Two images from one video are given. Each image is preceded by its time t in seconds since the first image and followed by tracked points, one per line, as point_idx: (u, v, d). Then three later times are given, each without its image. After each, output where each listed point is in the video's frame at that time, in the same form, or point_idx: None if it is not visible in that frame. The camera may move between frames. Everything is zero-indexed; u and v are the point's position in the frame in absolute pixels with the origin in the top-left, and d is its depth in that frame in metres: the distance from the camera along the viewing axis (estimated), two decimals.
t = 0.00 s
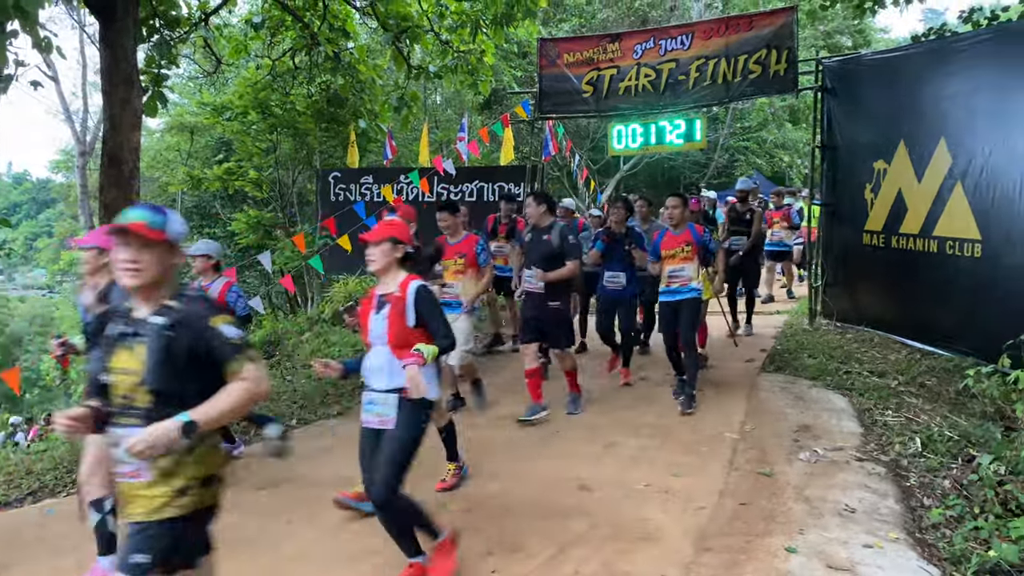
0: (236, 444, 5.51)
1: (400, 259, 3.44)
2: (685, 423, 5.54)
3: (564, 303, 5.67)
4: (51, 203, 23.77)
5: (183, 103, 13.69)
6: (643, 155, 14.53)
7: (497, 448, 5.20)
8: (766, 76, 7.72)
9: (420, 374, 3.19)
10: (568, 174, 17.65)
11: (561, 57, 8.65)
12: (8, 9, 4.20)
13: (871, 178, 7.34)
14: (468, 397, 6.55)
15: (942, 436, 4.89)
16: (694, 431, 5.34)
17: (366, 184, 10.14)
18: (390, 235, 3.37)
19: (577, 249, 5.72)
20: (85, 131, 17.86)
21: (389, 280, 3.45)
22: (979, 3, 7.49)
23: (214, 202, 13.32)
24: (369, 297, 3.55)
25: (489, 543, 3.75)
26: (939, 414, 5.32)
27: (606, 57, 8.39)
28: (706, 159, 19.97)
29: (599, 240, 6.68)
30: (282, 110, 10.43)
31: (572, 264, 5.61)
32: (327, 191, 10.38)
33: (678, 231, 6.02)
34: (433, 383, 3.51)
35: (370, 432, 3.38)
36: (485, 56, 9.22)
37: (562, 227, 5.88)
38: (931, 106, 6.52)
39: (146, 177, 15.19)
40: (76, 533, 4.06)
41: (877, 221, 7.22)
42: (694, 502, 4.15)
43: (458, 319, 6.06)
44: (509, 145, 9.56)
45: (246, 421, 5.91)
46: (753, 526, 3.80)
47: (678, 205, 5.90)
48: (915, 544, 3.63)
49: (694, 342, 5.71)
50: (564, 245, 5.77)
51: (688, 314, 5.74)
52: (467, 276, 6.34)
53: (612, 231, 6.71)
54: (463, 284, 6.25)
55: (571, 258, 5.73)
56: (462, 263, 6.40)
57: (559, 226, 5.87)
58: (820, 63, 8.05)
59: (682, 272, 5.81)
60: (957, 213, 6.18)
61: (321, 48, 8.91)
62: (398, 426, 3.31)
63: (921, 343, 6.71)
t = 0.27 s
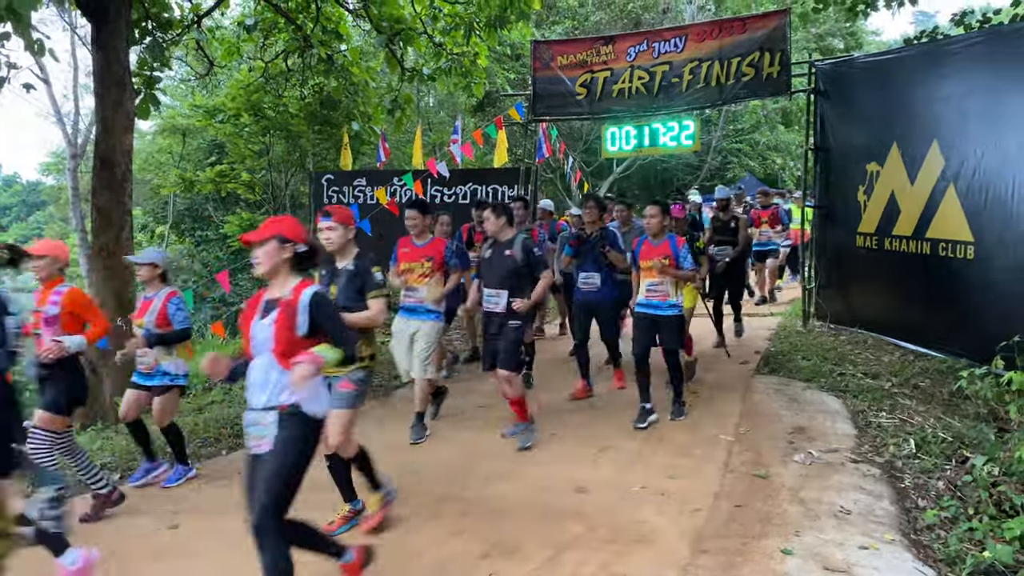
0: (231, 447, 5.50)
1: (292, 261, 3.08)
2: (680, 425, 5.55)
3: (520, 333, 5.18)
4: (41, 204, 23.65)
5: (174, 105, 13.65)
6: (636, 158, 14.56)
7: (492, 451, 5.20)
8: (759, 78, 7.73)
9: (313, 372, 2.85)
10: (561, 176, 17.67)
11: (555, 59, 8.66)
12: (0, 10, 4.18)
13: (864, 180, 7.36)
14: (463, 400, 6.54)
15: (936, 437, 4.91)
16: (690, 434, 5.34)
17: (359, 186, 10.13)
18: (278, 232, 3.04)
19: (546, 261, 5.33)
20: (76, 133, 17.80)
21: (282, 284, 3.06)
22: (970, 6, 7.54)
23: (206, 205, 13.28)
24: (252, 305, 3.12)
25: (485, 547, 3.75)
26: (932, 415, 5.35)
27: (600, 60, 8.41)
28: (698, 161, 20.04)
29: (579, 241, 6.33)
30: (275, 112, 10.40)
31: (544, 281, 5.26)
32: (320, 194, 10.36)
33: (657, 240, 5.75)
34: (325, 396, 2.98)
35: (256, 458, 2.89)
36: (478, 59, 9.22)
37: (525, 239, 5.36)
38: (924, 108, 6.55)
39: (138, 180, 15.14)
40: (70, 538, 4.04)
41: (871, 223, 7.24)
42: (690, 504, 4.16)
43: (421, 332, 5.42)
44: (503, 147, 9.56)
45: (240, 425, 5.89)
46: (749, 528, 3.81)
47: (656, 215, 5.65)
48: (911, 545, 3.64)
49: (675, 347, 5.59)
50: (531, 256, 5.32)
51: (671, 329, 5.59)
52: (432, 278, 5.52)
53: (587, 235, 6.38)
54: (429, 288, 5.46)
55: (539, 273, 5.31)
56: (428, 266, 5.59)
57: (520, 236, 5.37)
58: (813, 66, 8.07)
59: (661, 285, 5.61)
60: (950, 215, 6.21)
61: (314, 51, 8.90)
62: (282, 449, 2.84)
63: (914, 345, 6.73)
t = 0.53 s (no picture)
0: (227, 449, 5.50)
1: (140, 261, 2.82)
2: (677, 426, 5.57)
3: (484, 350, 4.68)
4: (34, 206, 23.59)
5: (169, 107, 13.63)
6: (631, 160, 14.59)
7: (489, 452, 5.21)
8: (753, 80, 7.76)
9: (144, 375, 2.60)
10: (556, 178, 17.69)
11: (550, 61, 8.67)
12: None
13: (858, 182, 7.40)
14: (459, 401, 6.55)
15: (930, 437, 4.93)
16: (686, 434, 5.36)
17: (354, 188, 10.13)
18: (124, 229, 2.78)
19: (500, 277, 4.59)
20: (70, 135, 17.76)
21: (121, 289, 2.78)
22: (963, 9, 7.58)
23: (201, 207, 13.27)
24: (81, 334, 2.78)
25: (483, 548, 3.75)
26: (927, 415, 5.37)
27: (595, 62, 8.42)
28: (692, 163, 20.09)
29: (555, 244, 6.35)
30: (270, 114, 10.40)
31: (492, 296, 4.53)
32: (315, 196, 10.36)
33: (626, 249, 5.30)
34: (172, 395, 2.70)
35: (110, 476, 2.62)
36: (473, 61, 9.23)
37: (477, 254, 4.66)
38: (917, 110, 6.59)
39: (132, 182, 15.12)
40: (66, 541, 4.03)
41: (864, 224, 7.28)
42: (687, 505, 4.18)
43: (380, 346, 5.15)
44: (498, 149, 9.57)
45: (236, 426, 5.89)
46: (745, 529, 3.82)
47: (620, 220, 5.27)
48: (906, 545, 3.66)
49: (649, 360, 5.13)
50: (481, 272, 4.60)
51: (639, 341, 5.11)
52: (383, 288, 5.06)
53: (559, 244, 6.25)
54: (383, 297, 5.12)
55: (489, 288, 4.57)
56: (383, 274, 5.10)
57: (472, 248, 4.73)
58: (807, 68, 8.10)
59: (632, 295, 5.15)
60: (943, 217, 6.25)
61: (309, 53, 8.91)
62: (140, 469, 2.57)
63: (908, 346, 6.76)
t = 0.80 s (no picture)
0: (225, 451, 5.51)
1: None
2: (672, 426, 5.59)
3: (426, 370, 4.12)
4: (28, 208, 23.54)
5: (164, 108, 13.62)
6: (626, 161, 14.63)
7: (486, 453, 5.22)
8: (748, 82, 7.79)
9: None
10: (552, 179, 17.71)
11: (546, 63, 8.68)
12: None
13: (853, 183, 7.43)
14: (455, 402, 6.58)
15: (925, 437, 4.95)
16: (682, 435, 5.38)
17: (350, 189, 10.13)
18: None
19: (437, 282, 4.13)
20: (65, 136, 17.73)
21: None
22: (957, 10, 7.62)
23: (197, 208, 13.26)
24: None
25: (481, 548, 3.77)
26: (921, 415, 5.39)
27: (590, 63, 8.45)
28: (687, 164, 20.14)
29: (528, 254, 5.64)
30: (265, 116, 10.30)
31: (429, 303, 4.06)
32: (311, 197, 10.36)
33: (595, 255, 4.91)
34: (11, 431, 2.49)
35: None
36: (469, 62, 9.24)
37: (414, 260, 4.23)
38: (911, 111, 6.61)
39: (128, 183, 15.10)
40: (63, 542, 4.01)
41: (859, 225, 7.31)
42: (683, 505, 4.19)
43: (317, 366, 4.56)
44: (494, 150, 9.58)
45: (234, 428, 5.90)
46: (742, 528, 3.84)
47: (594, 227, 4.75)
48: (901, 544, 3.69)
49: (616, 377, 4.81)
50: (415, 279, 4.13)
51: (607, 359, 4.79)
52: (330, 306, 4.62)
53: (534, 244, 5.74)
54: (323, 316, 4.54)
55: (425, 295, 4.09)
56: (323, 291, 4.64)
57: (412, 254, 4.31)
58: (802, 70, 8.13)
59: (600, 309, 4.81)
60: (938, 218, 6.28)
61: (304, 54, 8.91)
62: None
63: (903, 346, 6.79)
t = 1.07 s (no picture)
0: (222, 451, 5.49)
1: None
2: (669, 426, 5.59)
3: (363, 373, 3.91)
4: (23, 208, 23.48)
5: (160, 108, 13.60)
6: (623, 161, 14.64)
7: (483, 453, 5.21)
8: (745, 82, 7.80)
9: None
10: (549, 179, 17.71)
11: (543, 62, 8.68)
12: None
13: (850, 183, 7.44)
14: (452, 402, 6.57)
15: (922, 437, 4.96)
16: (679, 434, 5.38)
17: (347, 189, 10.11)
18: None
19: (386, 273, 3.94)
20: (61, 136, 17.70)
21: None
22: (953, 10, 7.63)
23: (193, 208, 13.23)
24: None
25: (478, 548, 3.76)
26: (918, 415, 5.40)
27: (587, 63, 8.45)
28: (685, 164, 20.16)
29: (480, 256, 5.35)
30: (263, 115, 10.39)
31: (386, 299, 3.87)
32: (307, 197, 10.34)
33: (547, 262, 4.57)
34: None
35: None
36: (466, 62, 9.24)
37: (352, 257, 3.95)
38: (908, 111, 6.62)
39: (124, 183, 15.07)
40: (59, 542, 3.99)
41: (856, 224, 7.31)
42: (681, 504, 4.19)
43: (248, 379, 4.30)
44: (492, 150, 9.57)
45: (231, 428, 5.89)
46: (739, 528, 3.84)
47: (544, 234, 4.44)
48: (898, 543, 3.69)
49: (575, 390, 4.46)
50: (361, 276, 3.90)
51: (560, 381, 4.42)
52: (265, 314, 4.36)
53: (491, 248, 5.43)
54: (260, 327, 4.31)
55: (377, 290, 3.90)
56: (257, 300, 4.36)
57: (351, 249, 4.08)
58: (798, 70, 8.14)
59: (553, 323, 4.47)
60: (934, 218, 6.29)
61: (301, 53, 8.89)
62: None
63: (900, 346, 6.80)
